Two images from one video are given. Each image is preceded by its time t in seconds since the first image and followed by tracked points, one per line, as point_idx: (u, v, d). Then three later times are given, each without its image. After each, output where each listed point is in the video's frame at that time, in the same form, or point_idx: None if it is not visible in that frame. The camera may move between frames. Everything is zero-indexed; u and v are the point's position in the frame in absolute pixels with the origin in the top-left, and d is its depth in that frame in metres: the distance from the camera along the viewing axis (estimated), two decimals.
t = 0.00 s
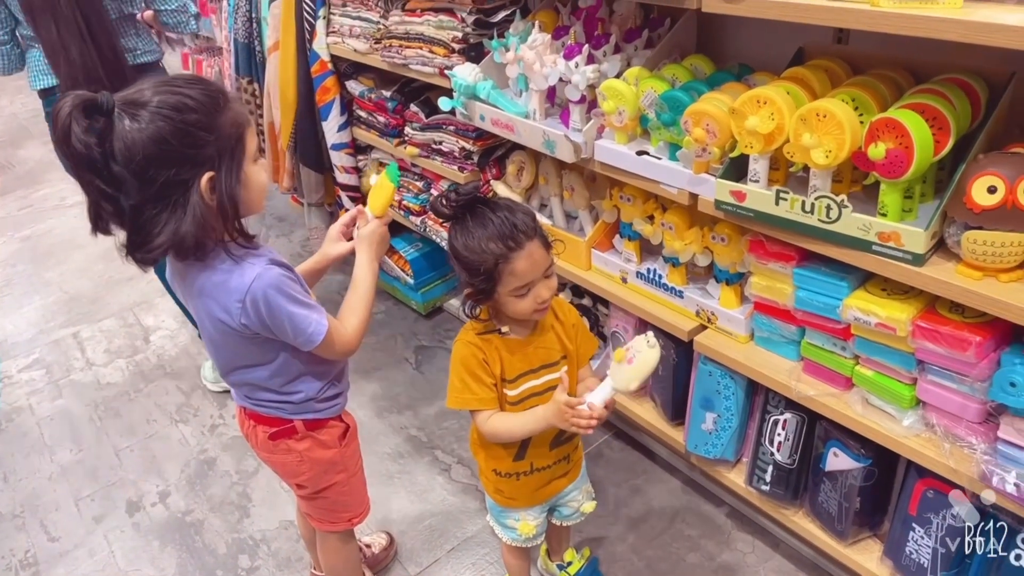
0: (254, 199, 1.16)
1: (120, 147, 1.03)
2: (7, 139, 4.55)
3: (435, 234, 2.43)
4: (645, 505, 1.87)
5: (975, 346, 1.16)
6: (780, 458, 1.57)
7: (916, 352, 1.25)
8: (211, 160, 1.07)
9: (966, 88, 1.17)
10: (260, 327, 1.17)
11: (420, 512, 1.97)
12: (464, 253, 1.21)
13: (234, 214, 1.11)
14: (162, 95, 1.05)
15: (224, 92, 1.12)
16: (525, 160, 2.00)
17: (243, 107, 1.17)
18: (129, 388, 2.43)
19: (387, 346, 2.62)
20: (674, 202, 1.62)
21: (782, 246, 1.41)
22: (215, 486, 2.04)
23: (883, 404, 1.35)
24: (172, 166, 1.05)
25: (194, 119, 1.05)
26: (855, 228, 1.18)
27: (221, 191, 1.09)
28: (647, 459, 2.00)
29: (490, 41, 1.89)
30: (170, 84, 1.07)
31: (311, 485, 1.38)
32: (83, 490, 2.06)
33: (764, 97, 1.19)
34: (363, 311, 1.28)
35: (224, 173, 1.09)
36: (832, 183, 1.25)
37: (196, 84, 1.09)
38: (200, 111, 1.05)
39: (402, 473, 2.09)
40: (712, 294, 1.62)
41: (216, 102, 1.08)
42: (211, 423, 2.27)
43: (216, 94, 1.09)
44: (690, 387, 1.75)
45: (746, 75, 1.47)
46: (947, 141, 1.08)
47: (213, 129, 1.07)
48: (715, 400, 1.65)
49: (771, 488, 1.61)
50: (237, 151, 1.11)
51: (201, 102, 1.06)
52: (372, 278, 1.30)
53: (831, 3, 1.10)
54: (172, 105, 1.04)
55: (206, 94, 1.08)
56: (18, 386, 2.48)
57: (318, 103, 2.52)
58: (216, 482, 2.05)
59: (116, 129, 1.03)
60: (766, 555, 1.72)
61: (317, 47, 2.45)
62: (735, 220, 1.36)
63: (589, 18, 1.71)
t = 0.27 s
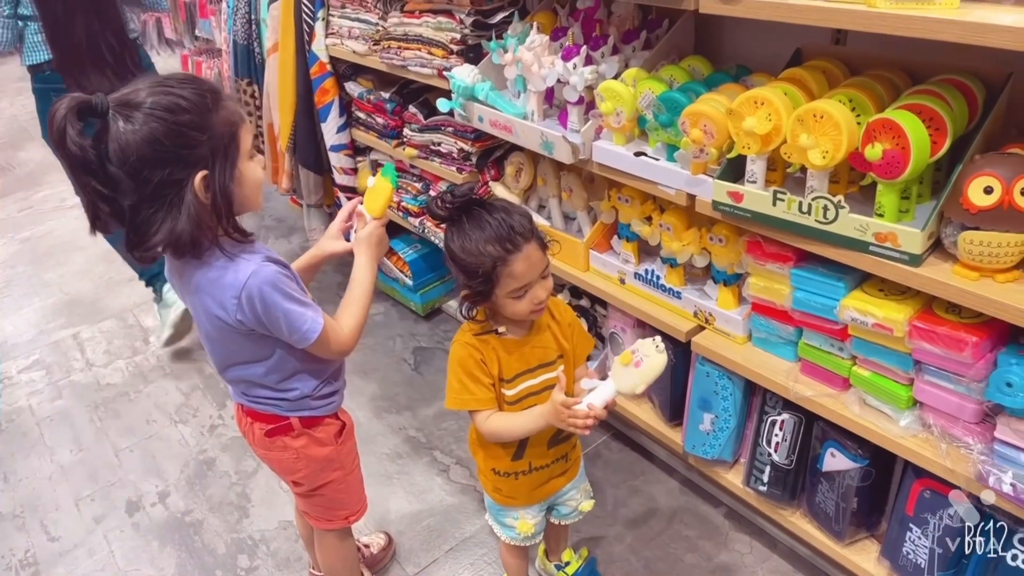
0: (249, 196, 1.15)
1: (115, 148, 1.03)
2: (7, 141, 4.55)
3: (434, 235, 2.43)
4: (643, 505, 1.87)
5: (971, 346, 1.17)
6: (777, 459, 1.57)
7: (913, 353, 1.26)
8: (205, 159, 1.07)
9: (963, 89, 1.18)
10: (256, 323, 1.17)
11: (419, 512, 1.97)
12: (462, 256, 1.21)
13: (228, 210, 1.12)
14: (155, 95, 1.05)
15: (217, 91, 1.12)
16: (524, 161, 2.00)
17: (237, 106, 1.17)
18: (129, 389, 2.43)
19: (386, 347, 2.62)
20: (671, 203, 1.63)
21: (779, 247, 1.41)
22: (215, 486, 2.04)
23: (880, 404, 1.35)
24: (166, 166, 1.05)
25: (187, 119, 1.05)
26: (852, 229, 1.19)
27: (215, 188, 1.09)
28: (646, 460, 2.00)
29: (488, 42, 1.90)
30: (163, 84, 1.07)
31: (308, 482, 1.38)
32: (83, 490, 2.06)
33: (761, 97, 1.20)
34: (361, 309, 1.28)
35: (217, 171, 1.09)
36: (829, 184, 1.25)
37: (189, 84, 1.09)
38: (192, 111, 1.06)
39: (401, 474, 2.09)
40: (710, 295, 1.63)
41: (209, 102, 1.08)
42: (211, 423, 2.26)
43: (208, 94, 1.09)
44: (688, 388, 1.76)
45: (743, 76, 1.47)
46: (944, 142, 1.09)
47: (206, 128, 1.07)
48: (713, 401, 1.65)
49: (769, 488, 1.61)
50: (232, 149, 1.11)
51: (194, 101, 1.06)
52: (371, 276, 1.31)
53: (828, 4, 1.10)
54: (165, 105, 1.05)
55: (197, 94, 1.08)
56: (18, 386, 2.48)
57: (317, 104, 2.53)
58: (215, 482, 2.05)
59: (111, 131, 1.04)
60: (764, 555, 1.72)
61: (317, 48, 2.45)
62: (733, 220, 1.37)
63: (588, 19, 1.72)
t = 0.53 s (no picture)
0: (245, 193, 1.15)
1: (112, 145, 1.04)
2: (8, 140, 4.55)
3: (433, 234, 2.43)
4: (641, 503, 1.87)
5: (969, 344, 1.17)
6: (776, 457, 1.57)
7: (911, 351, 1.26)
8: (201, 156, 1.07)
9: (962, 88, 1.18)
10: (252, 318, 1.17)
11: (418, 510, 1.97)
12: (460, 256, 1.21)
13: (224, 207, 1.11)
14: (152, 92, 1.05)
15: (214, 88, 1.11)
16: (523, 160, 2.00)
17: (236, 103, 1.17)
18: (129, 387, 2.43)
19: (386, 346, 2.62)
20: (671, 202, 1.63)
21: (778, 246, 1.41)
22: (215, 484, 2.04)
23: (878, 403, 1.35)
24: (162, 163, 1.05)
25: (184, 116, 1.05)
26: (850, 227, 1.19)
27: (211, 185, 1.09)
28: (644, 458, 2.00)
29: (487, 41, 1.89)
30: (161, 81, 1.07)
31: (306, 478, 1.38)
32: (83, 488, 2.06)
33: (760, 96, 1.20)
34: (360, 306, 1.28)
35: (213, 168, 1.09)
36: (828, 183, 1.26)
37: (186, 81, 1.09)
38: (189, 108, 1.06)
39: (401, 472, 2.09)
40: (709, 294, 1.63)
41: (205, 99, 1.08)
42: (211, 421, 2.27)
43: (205, 91, 1.09)
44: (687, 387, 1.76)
45: (743, 74, 1.47)
46: (942, 141, 1.09)
47: (202, 125, 1.07)
48: (712, 399, 1.65)
49: (767, 486, 1.61)
50: (228, 146, 1.10)
51: (190, 98, 1.06)
52: (370, 274, 1.31)
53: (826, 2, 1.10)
54: (162, 102, 1.05)
55: (194, 91, 1.08)
56: (19, 384, 2.48)
57: (317, 103, 2.53)
58: (215, 480, 2.05)
59: (108, 127, 1.04)
60: (763, 554, 1.72)
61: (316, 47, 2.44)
62: (731, 219, 1.37)
63: (588, 17, 1.72)
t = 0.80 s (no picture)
0: (244, 190, 1.15)
1: (112, 138, 1.04)
2: (11, 137, 4.55)
3: (434, 231, 2.43)
4: (641, 501, 1.87)
5: (970, 343, 1.17)
6: (776, 455, 1.57)
7: (911, 349, 1.26)
8: (200, 152, 1.07)
9: (963, 85, 1.17)
10: (249, 314, 1.17)
11: (419, 507, 1.97)
12: (459, 253, 1.21)
13: (221, 205, 1.10)
14: (154, 87, 1.05)
15: (216, 85, 1.11)
16: (524, 157, 2.00)
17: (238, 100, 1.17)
18: (130, 383, 2.44)
19: (386, 343, 2.62)
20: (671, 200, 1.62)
21: (779, 244, 1.41)
22: (216, 481, 2.04)
23: (878, 400, 1.35)
24: (160, 158, 1.05)
25: (184, 112, 1.05)
26: (851, 225, 1.18)
27: (209, 181, 1.08)
28: (645, 456, 2.00)
29: (488, 38, 1.89)
30: (163, 76, 1.07)
31: (305, 474, 1.38)
32: (84, 484, 2.06)
33: (761, 93, 1.20)
34: (359, 303, 1.28)
35: (212, 164, 1.08)
36: (829, 180, 1.25)
37: (188, 77, 1.09)
38: (190, 104, 1.05)
39: (401, 469, 2.09)
40: (709, 292, 1.63)
41: (206, 95, 1.08)
42: (212, 418, 2.27)
43: (207, 87, 1.09)
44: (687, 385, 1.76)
45: (743, 72, 1.47)
46: (943, 138, 1.09)
47: (203, 122, 1.07)
48: (712, 397, 1.65)
49: (767, 484, 1.61)
50: (228, 143, 1.10)
51: (192, 95, 1.06)
52: (368, 271, 1.31)
53: None
54: (163, 97, 1.05)
55: (196, 88, 1.08)
56: (21, 381, 2.48)
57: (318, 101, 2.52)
58: (216, 477, 2.05)
59: (109, 121, 1.04)
60: (763, 552, 1.72)
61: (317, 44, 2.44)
62: (731, 216, 1.37)
63: (589, 15, 1.71)
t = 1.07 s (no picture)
0: (244, 190, 1.14)
1: (111, 137, 1.04)
2: (11, 136, 4.55)
3: (434, 230, 2.43)
4: (642, 499, 1.88)
5: (970, 340, 1.17)
6: (776, 454, 1.57)
7: (912, 347, 1.26)
8: (199, 152, 1.07)
9: (963, 84, 1.18)
10: (248, 314, 1.17)
11: (419, 507, 1.97)
12: (459, 251, 1.21)
13: (220, 205, 1.10)
14: (154, 86, 1.06)
15: (216, 85, 1.12)
16: (524, 156, 2.00)
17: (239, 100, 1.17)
18: (131, 383, 2.44)
19: (387, 342, 2.63)
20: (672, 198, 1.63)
21: (779, 242, 1.41)
22: (216, 481, 2.04)
23: (878, 399, 1.35)
24: (158, 156, 1.05)
25: (184, 111, 1.05)
26: (851, 223, 1.19)
27: (207, 181, 1.08)
28: (645, 455, 2.01)
29: (488, 37, 1.89)
30: (163, 76, 1.08)
31: (306, 473, 1.39)
32: (85, 484, 2.07)
33: (760, 92, 1.20)
34: (359, 302, 1.28)
35: (210, 164, 1.08)
36: (829, 178, 1.26)
37: (188, 76, 1.09)
38: (189, 103, 1.06)
39: (402, 469, 2.10)
40: (710, 290, 1.63)
41: (206, 95, 1.08)
42: (212, 418, 2.27)
43: (207, 87, 1.09)
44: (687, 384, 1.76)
45: (744, 70, 1.47)
46: (943, 136, 1.09)
47: (202, 121, 1.07)
48: (712, 395, 1.65)
49: (767, 483, 1.61)
50: (227, 143, 1.10)
51: (191, 94, 1.06)
52: (368, 270, 1.31)
53: None
54: (162, 96, 1.05)
55: (196, 87, 1.08)
56: (21, 381, 2.49)
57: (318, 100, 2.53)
58: (216, 477, 2.06)
59: (108, 119, 1.05)
60: (764, 550, 1.72)
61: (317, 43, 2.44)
62: (732, 215, 1.37)
63: (589, 13, 1.71)
